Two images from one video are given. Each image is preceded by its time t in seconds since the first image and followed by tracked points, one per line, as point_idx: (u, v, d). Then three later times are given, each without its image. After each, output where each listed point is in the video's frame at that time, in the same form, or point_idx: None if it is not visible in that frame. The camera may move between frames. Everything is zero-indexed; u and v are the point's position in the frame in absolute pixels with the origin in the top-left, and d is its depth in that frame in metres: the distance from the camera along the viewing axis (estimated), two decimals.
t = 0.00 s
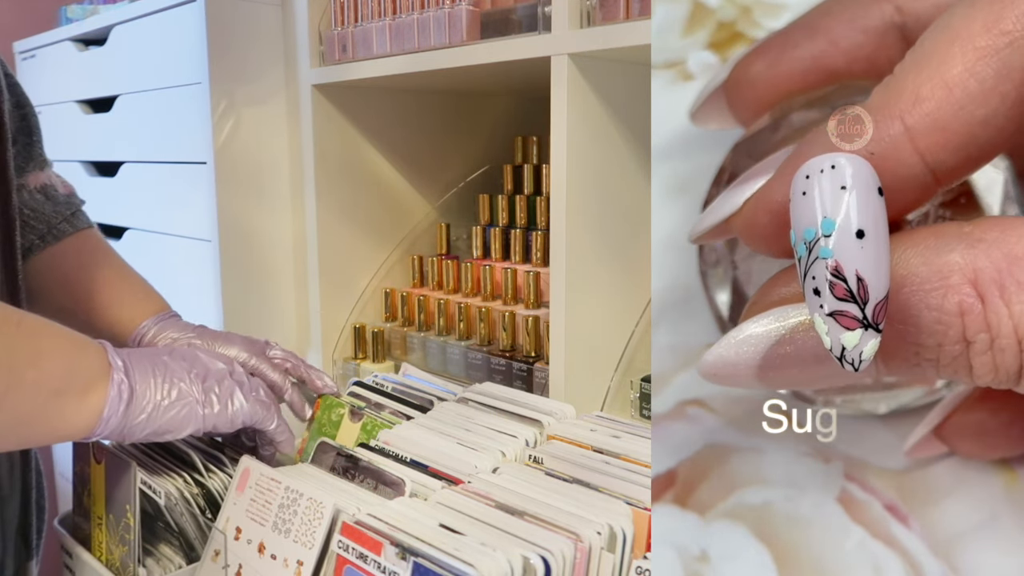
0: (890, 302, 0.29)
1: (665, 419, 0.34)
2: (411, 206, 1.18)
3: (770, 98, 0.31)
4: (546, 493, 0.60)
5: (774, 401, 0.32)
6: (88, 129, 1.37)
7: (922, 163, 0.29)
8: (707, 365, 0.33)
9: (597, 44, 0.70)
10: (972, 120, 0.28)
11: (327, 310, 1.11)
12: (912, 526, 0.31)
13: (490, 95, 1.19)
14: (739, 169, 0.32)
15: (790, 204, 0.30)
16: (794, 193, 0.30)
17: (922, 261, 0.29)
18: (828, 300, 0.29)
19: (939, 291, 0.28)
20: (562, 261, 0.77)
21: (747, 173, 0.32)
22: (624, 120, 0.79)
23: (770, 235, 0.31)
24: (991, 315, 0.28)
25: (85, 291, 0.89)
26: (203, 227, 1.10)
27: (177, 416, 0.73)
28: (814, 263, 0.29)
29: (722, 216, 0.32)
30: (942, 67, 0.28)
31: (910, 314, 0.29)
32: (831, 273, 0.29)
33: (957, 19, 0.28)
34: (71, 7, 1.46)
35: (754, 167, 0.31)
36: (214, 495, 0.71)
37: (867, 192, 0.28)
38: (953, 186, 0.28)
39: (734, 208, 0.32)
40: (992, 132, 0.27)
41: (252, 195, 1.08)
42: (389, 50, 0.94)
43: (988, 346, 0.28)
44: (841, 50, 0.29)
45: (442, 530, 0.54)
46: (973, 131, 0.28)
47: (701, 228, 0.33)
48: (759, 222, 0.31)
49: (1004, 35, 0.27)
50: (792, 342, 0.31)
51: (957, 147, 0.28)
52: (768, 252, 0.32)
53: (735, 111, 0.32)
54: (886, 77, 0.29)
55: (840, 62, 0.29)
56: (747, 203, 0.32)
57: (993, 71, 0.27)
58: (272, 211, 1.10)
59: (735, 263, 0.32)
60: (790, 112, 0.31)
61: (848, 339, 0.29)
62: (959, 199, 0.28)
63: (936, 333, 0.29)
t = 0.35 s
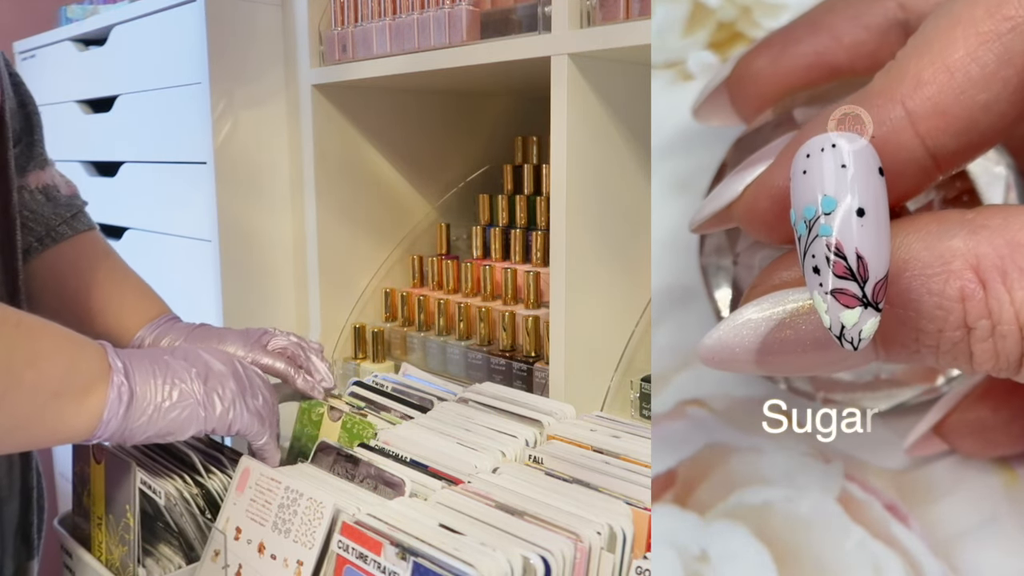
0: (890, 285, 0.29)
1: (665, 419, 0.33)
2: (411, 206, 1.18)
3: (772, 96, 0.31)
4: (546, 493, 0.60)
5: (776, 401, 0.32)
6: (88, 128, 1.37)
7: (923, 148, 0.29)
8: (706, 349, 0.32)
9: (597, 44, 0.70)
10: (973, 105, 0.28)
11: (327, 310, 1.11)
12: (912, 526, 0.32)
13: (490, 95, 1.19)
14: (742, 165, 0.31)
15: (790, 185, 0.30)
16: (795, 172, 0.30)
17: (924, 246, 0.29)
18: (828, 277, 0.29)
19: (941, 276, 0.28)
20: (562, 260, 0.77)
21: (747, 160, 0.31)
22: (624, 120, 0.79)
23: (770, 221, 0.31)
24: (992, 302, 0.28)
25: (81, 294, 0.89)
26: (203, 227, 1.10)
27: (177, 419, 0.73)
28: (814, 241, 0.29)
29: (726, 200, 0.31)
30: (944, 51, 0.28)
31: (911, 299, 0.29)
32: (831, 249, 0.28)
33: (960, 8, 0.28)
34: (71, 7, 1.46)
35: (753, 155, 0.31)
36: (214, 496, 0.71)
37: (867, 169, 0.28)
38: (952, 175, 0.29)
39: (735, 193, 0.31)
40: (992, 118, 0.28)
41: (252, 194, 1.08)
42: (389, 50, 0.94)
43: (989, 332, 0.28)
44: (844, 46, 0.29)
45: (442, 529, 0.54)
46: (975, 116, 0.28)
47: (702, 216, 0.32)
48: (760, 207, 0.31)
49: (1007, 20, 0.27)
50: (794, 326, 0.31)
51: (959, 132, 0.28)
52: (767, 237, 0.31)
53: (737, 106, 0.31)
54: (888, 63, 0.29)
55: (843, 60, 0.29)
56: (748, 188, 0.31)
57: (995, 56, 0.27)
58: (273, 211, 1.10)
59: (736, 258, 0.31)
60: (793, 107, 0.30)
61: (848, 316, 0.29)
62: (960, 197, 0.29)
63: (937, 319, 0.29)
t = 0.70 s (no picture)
0: (890, 278, 0.29)
1: (665, 419, 0.33)
2: (410, 206, 1.18)
3: (772, 96, 0.30)
4: (546, 493, 0.60)
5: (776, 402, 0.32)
6: (88, 128, 1.37)
7: (923, 142, 0.29)
8: (706, 344, 0.32)
9: (597, 44, 0.70)
10: (973, 100, 0.28)
11: (327, 310, 1.11)
12: (912, 526, 0.32)
13: (490, 95, 1.19)
14: (744, 165, 0.31)
15: (790, 179, 0.30)
16: (796, 164, 0.29)
17: (925, 240, 0.29)
18: (828, 268, 0.29)
19: (942, 270, 0.28)
20: (562, 259, 0.77)
21: (747, 156, 0.31)
22: (624, 120, 0.79)
23: (771, 216, 0.31)
24: (993, 297, 0.28)
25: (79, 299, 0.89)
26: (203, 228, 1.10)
27: (170, 426, 0.73)
28: (814, 233, 0.29)
29: (727, 195, 0.31)
30: (945, 46, 0.28)
31: (912, 293, 0.29)
32: (831, 241, 0.28)
33: (960, 5, 0.28)
34: (71, 7, 1.46)
35: (752, 152, 0.31)
36: (213, 496, 0.71)
37: (867, 161, 0.28)
38: (952, 171, 0.29)
39: (735, 187, 0.31)
40: (992, 113, 0.28)
41: (252, 194, 1.08)
42: (390, 51, 0.94)
43: (991, 327, 0.28)
44: (847, 47, 0.29)
45: (442, 529, 0.54)
46: (975, 111, 0.28)
47: (702, 212, 0.32)
48: (760, 202, 0.31)
49: (1008, 15, 0.27)
50: (794, 320, 0.31)
51: (959, 127, 0.28)
52: (767, 233, 0.31)
53: (738, 105, 0.31)
54: (889, 58, 0.29)
55: (844, 60, 0.29)
56: (748, 183, 0.31)
57: (995, 52, 0.27)
58: (272, 211, 1.10)
59: (738, 256, 0.31)
60: (794, 107, 0.30)
61: (849, 307, 0.29)
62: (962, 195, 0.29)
63: (938, 313, 0.29)
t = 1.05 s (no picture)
0: (891, 285, 0.29)
1: (665, 419, 0.33)
2: (410, 206, 1.18)
3: (773, 96, 0.31)
4: (546, 493, 0.60)
5: (775, 403, 0.32)
6: (87, 128, 1.37)
7: (924, 149, 0.29)
8: (707, 349, 0.32)
9: (597, 44, 0.70)
10: (974, 106, 0.28)
11: (327, 310, 1.11)
12: (912, 526, 0.32)
13: (490, 95, 1.19)
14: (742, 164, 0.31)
15: (791, 187, 0.30)
16: (797, 171, 0.30)
17: (926, 246, 0.29)
18: (829, 278, 0.29)
19: (942, 276, 0.28)
20: (562, 260, 0.77)
21: (746, 163, 0.31)
22: (624, 120, 0.79)
23: (773, 223, 0.31)
24: (996, 303, 0.28)
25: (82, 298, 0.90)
26: (203, 227, 1.10)
27: (163, 433, 0.73)
28: (815, 242, 0.29)
29: (726, 202, 0.31)
30: (945, 52, 0.28)
31: (912, 298, 0.29)
32: (833, 248, 0.28)
33: (961, 8, 0.28)
34: (71, 7, 1.46)
35: (754, 156, 0.31)
36: (213, 497, 0.71)
37: (868, 170, 0.28)
38: (953, 175, 0.29)
39: (736, 194, 0.31)
40: (993, 119, 0.28)
41: (252, 194, 1.08)
42: (390, 50, 0.94)
43: (992, 332, 0.28)
44: (847, 48, 0.29)
45: (442, 529, 0.54)
46: (976, 117, 0.28)
47: (702, 218, 0.31)
48: (761, 208, 0.31)
49: (1009, 21, 0.27)
50: (795, 326, 0.31)
51: (960, 133, 0.28)
52: (769, 238, 0.31)
53: (738, 107, 0.31)
54: (890, 64, 0.29)
55: (845, 60, 0.29)
56: (749, 189, 0.31)
57: (996, 57, 0.27)
58: (272, 211, 1.10)
59: (738, 258, 0.31)
60: (794, 108, 0.30)
61: (849, 316, 0.29)
62: (963, 198, 0.29)
63: (938, 318, 0.29)
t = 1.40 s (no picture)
0: (892, 301, 0.29)
1: (665, 419, 0.33)
2: (410, 206, 1.18)
3: (771, 96, 0.30)
4: (546, 493, 0.60)
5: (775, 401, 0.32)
6: (87, 128, 1.37)
7: (925, 160, 0.29)
8: (711, 362, 0.32)
9: (598, 44, 0.70)
10: (976, 117, 0.28)
11: (327, 310, 1.11)
12: (912, 526, 0.31)
13: (489, 95, 1.19)
14: (743, 166, 0.31)
15: (793, 202, 0.30)
16: (799, 186, 0.30)
17: (927, 258, 0.29)
18: (831, 297, 0.29)
19: (943, 289, 0.29)
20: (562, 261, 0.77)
21: (746, 174, 0.31)
22: (624, 120, 0.79)
23: (774, 234, 0.31)
24: (995, 314, 0.28)
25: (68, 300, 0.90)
26: (203, 227, 1.10)
27: (166, 427, 0.73)
28: (817, 260, 0.29)
29: (728, 213, 0.31)
30: (945, 64, 0.28)
31: (913, 310, 0.29)
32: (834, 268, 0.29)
33: (962, 16, 0.28)
34: (71, 7, 1.46)
35: (757, 165, 0.31)
36: (213, 497, 0.71)
37: (869, 188, 0.28)
38: (955, 183, 0.29)
39: (737, 206, 0.31)
40: (994, 129, 0.28)
41: (251, 194, 1.08)
42: (389, 50, 0.94)
43: (992, 343, 0.28)
44: (845, 48, 0.29)
45: (442, 530, 0.54)
46: (977, 128, 0.28)
47: (704, 228, 0.31)
48: (763, 220, 0.31)
49: (1009, 31, 0.27)
50: (791, 341, 0.31)
51: (961, 144, 0.28)
52: (773, 250, 0.31)
53: (737, 108, 0.31)
54: (890, 74, 0.29)
55: (845, 61, 0.29)
56: (749, 203, 0.31)
57: (997, 67, 0.27)
58: (272, 211, 1.10)
59: (738, 261, 0.31)
60: (793, 109, 0.30)
61: (851, 334, 0.29)
62: (963, 198, 0.29)
63: (940, 330, 0.29)
